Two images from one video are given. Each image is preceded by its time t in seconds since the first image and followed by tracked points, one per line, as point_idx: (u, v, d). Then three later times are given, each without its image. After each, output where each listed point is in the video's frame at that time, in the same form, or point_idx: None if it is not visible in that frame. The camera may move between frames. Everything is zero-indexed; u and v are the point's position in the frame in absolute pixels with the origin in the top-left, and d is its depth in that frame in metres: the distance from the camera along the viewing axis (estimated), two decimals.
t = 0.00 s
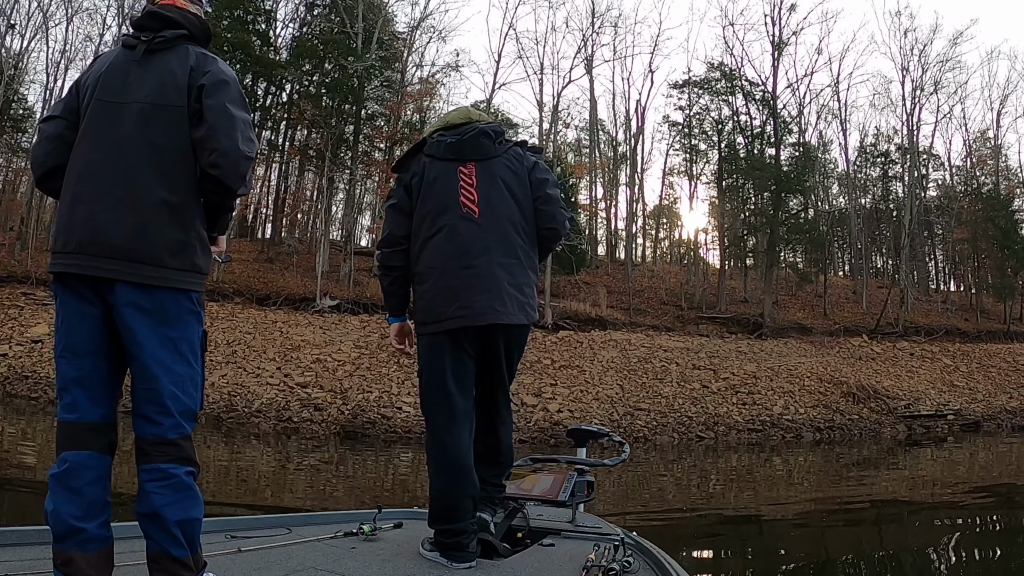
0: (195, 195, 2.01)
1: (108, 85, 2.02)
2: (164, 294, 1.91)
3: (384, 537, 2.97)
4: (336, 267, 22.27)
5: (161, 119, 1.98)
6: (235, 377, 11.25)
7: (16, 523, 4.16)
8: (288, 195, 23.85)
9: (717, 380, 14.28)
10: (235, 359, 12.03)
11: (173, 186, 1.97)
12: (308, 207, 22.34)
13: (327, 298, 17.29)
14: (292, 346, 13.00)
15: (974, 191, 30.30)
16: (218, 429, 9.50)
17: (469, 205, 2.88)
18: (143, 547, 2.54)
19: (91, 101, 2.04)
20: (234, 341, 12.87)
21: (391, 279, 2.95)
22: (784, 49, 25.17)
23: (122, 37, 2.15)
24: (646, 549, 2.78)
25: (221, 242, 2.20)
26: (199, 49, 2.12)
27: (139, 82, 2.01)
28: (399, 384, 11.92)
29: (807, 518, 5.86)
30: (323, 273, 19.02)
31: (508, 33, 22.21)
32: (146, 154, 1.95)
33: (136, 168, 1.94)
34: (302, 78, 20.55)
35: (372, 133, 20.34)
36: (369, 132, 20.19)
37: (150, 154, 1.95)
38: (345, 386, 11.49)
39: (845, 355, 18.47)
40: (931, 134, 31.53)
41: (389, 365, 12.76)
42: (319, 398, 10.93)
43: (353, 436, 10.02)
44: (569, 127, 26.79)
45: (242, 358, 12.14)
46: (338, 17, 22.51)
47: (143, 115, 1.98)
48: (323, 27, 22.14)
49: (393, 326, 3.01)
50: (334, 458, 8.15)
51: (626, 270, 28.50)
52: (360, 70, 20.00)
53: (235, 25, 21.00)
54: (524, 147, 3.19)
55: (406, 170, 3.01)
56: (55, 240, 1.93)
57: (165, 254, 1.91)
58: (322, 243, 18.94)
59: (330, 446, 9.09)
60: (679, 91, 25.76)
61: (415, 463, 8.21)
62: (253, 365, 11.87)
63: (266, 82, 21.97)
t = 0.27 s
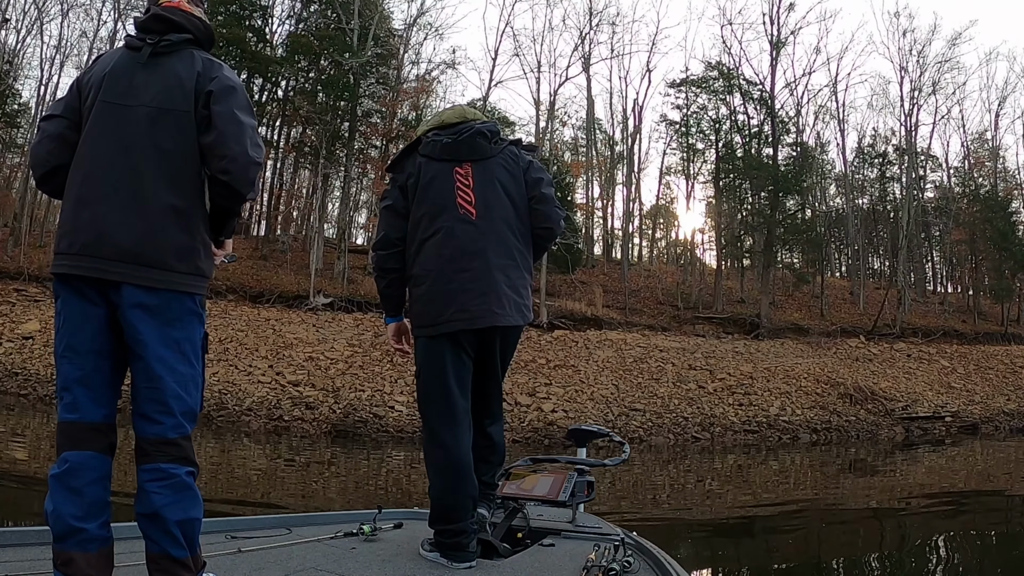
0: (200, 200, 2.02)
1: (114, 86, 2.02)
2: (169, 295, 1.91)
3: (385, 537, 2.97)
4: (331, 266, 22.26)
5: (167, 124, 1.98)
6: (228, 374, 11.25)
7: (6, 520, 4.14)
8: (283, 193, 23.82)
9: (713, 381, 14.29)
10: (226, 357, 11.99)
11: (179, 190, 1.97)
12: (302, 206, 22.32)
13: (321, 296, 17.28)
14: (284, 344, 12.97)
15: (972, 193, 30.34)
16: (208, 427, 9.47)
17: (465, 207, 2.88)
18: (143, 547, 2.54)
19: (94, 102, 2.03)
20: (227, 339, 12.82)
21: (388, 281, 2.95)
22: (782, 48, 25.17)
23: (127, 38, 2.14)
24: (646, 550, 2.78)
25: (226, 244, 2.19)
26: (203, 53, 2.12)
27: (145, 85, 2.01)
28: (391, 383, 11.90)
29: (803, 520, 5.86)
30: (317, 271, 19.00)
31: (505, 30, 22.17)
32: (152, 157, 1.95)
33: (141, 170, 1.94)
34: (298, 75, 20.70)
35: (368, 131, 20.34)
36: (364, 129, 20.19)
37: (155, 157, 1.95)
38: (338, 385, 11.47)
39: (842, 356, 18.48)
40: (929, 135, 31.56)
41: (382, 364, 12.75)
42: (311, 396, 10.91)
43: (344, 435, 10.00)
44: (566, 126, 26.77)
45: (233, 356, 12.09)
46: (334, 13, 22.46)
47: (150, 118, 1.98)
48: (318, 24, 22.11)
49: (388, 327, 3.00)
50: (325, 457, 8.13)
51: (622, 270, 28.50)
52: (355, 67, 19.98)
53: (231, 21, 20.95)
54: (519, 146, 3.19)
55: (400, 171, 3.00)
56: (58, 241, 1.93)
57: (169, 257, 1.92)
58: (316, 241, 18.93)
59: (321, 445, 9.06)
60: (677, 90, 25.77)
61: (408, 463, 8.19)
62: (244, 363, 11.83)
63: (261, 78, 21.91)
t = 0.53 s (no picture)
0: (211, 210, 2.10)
1: (126, 87, 2.00)
2: (176, 296, 1.95)
3: (385, 538, 2.97)
4: (325, 265, 22.25)
5: (184, 133, 2.02)
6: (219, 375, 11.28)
7: None
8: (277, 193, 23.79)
9: (710, 381, 14.29)
10: (217, 358, 11.98)
11: (192, 199, 2.02)
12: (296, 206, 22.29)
13: (314, 296, 17.27)
14: (277, 346, 12.97)
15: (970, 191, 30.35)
16: (197, 428, 9.47)
17: (461, 206, 2.88)
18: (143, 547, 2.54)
19: (103, 98, 1.99)
20: (219, 340, 12.82)
21: (384, 283, 2.94)
22: (778, 46, 25.15)
23: (132, 35, 2.11)
24: (646, 550, 2.78)
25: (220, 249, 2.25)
26: (214, 66, 2.18)
27: (162, 92, 2.02)
28: (384, 384, 11.90)
29: (800, 520, 5.85)
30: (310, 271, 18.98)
31: (499, 28, 22.16)
32: (169, 166, 1.98)
33: (157, 177, 1.97)
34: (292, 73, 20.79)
35: (362, 130, 20.37)
36: (358, 128, 20.19)
37: (172, 166, 1.99)
38: (330, 386, 11.47)
39: (840, 356, 18.46)
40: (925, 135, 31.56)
41: (375, 365, 12.75)
42: (303, 398, 10.91)
43: (335, 436, 10.00)
44: (561, 125, 26.75)
45: (225, 357, 12.09)
46: (328, 12, 22.45)
47: (168, 127, 2.01)
48: (312, 23, 22.10)
49: (381, 329, 2.97)
50: (317, 458, 8.12)
51: (618, 270, 28.50)
52: (349, 66, 19.95)
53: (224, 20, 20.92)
54: (512, 144, 3.20)
55: (395, 172, 2.99)
56: (62, 239, 1.89)
57: (181, 263, 1.96)
58: (310, 241, 18.93)
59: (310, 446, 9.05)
60: (672, 89, 25.76)
61: (401, 464, 8.19)
62: (236, 364, 11.83)
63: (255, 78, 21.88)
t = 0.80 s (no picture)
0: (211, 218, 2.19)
1: (147, 93, 2.01)
2: (181, 297, 1.99)
3: (385, 537, 2.97)
4: (319, 265, 22.25)
5: (199, 143, 2.10)
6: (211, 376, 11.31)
7: None
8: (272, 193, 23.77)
9: (707, 380, 14.29)
10: (209, 360, 11.98)
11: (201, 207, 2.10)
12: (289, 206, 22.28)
13: (307, 297, 17.28)
14: (269, 347, 12.97)
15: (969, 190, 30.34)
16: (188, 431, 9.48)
17: (459, 208, 2.88)
18: (143, 546, 2.54)
19: (126, 100, 1.97)
20: (211, 341, 12.82)
21: (381, 285, 2.93)
22: (773, 44, 25.12)
23: (142, 36, 2.11)
24: (646, 550, 2.78)
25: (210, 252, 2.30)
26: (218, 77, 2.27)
27: (181, 101, 2.08)
28: (377, 384, 11.89)
29: (798, 520, 5.84)
30: (304, 271, 18.99)
31: (494, 27, 22.20)
32: (185, 174, 2.05)
33: (174, 183, 2.02)
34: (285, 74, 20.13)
35: (356, 130, 20.41)
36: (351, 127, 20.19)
37: (187, 173, 2.05)
38: (322, 387, 11.47)
39: (837, 354, 18.46)
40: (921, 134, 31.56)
41: (369, 365, 12.75)
42: (295, 399, 10.92)
43: (327, 438, 9.98)
44: (555, 125, 26.74)
45: (216, 359, 12.09)
46: (321, 11, 22.44)
47: (187, 138, 2.07)
48: (306, 22, 22.08)
49: (380, 331, 2.96)
50: (309, 460, 8.11)
51: (614, 269, 28.50)
52: (343, 65, 19.93)
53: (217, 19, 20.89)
54: (509, 145, 3.20)
55: (393, 175, 2.99)
56: (74, 238, 1.86)
57: (189, 269, 2.03)
58: (303, 241, 18.93)
59: (299, 448, 9.04)
60: (667, 87, 25.75)
61: (395, 465, 8.18)
62: (228, 365, 11.84)
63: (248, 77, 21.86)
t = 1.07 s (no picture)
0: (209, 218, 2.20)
1: (148, 93, 2.01)
2: (178, 296, 1.99)
3: (385, 537, 2.97)
4: (315, 264, 22.24)
5: (200, 144, 2.10)
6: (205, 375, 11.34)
7: None
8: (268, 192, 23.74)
9: (704, 380, 14.29)
10: (202, 359, 11.97)
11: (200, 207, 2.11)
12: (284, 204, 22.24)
13: (302, 296, 17.27)
14: (263, 346, 12.97)
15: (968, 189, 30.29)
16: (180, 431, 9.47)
17: (460, 208, 2.88)
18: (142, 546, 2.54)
19: (127, 101, 1.97)
20: (205, 341, 12.81)
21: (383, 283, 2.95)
22: (771, 41, 25.05)
23: (140, 35, 2.10)
24: (646, 549, 2.78)
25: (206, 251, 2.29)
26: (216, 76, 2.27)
27: (181, 101, 2.08)
28: (370, 384, 11.89)
29: (796, 522, 5.84)
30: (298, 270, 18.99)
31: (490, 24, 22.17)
32: (186, 174, 2.05)
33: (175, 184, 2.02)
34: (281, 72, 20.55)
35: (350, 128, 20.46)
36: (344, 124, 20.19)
37: (188, 173, 2.06)
38: (316, 387, 11.47)
39: (836, 354, 18.46)
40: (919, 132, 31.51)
41: (363, 365, 12.76)
42: (288, 399, 10.91)
43: (320, 438, 9.97)
44: (551, 124, 26.69)
45: (210, 358, 12.08)
46: (316, 9, 22.40)
47: (186, 139, 2.07)
48: (300, 20, 22.05)
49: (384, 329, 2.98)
50: (303, 461, 8.09)
51: (612, 268, 28.48)
52: (337, 62, 19.92)
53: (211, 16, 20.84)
54: (515, 148, 3.19)
55: (396, 174, 2.99)
56: (75, 238, 1.86)
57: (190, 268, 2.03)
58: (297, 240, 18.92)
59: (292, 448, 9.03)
60: (664, 85, 25.72)
61: (389, 466, 8.17)
62: (221, 365, 11.83)
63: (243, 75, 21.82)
